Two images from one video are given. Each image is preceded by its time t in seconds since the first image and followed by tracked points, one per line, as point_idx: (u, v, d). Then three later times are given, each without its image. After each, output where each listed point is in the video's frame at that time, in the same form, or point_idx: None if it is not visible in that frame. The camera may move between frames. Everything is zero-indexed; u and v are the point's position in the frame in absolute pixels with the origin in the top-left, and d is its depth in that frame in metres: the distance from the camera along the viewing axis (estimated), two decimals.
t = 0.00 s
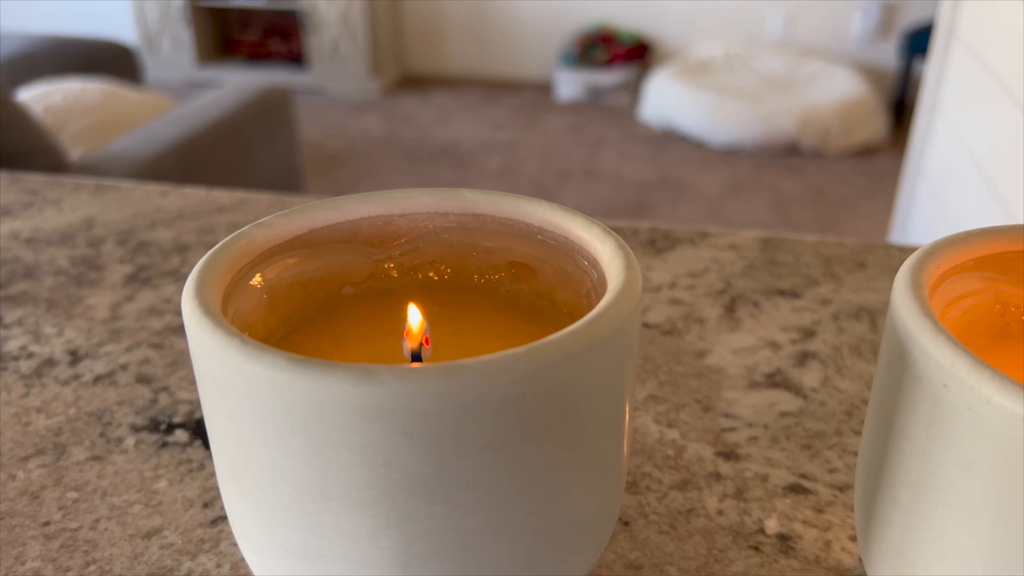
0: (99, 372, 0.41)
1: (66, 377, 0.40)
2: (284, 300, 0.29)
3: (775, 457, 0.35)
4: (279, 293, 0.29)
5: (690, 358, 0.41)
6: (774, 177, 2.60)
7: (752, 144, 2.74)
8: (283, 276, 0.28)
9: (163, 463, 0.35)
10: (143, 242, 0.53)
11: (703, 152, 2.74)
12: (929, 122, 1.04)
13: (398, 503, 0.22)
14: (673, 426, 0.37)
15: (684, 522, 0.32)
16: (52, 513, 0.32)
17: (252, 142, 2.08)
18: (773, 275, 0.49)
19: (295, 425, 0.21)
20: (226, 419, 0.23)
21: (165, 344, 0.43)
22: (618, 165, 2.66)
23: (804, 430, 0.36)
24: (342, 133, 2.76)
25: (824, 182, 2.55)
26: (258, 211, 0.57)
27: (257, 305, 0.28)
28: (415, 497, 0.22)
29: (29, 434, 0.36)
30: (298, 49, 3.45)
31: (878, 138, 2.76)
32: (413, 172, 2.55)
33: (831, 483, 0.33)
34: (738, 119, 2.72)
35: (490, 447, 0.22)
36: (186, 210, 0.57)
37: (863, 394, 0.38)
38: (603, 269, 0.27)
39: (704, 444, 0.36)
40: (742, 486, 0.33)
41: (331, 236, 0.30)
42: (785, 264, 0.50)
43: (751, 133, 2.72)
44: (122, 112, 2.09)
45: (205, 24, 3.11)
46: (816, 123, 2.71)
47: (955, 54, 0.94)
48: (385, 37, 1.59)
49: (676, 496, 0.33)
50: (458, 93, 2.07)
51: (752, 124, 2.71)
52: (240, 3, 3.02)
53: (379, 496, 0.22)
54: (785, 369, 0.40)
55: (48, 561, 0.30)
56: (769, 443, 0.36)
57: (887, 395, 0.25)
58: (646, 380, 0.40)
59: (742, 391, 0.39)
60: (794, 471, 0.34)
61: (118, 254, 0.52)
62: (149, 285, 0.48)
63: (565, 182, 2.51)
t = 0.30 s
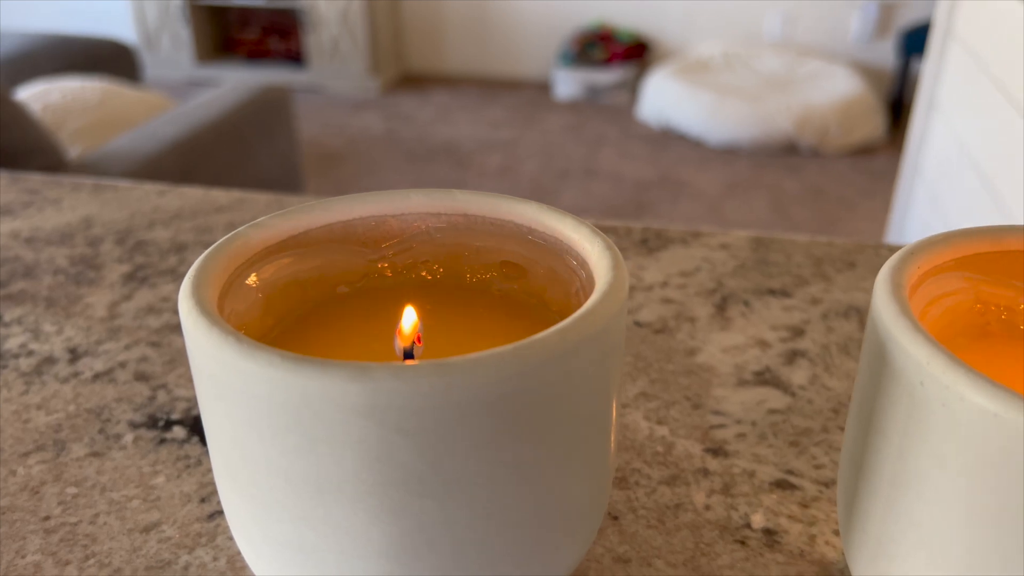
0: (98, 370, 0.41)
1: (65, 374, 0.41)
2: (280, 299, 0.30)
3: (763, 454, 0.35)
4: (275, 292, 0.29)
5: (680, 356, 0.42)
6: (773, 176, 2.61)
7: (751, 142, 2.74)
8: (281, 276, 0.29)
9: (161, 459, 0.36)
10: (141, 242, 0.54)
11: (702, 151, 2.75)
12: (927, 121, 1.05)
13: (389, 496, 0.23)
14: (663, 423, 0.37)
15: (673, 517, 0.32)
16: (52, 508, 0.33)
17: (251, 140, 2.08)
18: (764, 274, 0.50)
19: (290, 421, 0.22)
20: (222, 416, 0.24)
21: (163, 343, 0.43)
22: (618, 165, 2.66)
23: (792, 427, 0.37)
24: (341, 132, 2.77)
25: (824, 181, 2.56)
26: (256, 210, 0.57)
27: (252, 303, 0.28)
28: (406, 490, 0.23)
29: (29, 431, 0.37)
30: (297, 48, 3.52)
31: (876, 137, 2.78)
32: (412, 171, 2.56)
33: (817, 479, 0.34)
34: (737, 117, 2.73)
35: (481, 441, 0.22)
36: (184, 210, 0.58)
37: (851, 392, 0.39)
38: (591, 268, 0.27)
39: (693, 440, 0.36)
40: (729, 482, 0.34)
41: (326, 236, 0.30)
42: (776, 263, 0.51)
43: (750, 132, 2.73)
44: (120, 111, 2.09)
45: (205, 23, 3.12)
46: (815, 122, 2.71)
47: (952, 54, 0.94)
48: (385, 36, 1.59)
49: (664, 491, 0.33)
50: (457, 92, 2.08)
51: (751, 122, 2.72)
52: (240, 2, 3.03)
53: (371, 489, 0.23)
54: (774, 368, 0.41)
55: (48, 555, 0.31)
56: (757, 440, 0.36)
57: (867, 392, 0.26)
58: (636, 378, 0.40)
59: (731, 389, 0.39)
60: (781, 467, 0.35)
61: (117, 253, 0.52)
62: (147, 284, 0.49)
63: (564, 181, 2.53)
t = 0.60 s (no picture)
0: (112, 344, 0.43)
1: (81, 348, 0.43)
2: (288, 268, 0.32)
3: (742, 418, 0.38)
4: (283, 262, 0.31)
5: (666, 331, 0.44)
6: (772, 174, 2.65)
7: (749, 139, 2.80)
8: (287, 246, 0.31)
9: (174, 424, 0.38)
10: (151, 226, 0.56)
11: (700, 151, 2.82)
12: (924, 119, 1.07)
13: (388, 438, 0.25)
14: (648, 390, 0.39)
15: (655, 474, 0.34)
16: (72, 467, 0.35)
17: (252, 138, 2.11)
18: (748, 256, 0.52)
19: (299, 369, 0.24)
20: (235, 366, 0.26)
21: (173, 319, 0.46)
22: (617, 164, 2.76)
23: (770, 394, 0.39)
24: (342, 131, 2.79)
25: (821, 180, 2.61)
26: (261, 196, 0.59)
27: (262, 270, 0.30)
28: (403, 433, 0.25)
29: (49, 398, 0.39)
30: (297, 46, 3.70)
31: (873, 137, 2.81)
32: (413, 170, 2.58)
33: (792, 441, 0.36)
34: (736, 115, 2.80)
35: (471, 387, 0.24)
36: (191, 197, 0.60)
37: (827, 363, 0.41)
38: (576, 236, 0.29)
39: (676, 406, 0.38)
40: (709, 443, 0.36)
41: (329, 209, 0.32)
42: (760, 246, 0.53)
43: (749, 129, 2.80)
44: (122, 109, 2.11)
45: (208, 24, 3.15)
46: (814, 121, 2.76)
47: (949, 53, 0.96)
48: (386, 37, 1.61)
49: (647, 451, 0.36)
50: (458, 92, 2.09)
51: (749, 120, 2.79)
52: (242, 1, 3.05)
53: (373, 432, 0.25)
54: (755, 342, 0.43)
55: (69, 508, 0.33)
56: (737, 406, 0.38)
57: (832, 351, 0.28)
58: (624, 350, 0.42)
59: (713, 360, 0.42)
60: (758, 430, 0.37)
61: (127, 237, 0.55)
62: (157, 266, 0.51)
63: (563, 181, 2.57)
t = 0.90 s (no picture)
0: (121, 326, 0.46)
1: (91, 331, 0.45)
2: (287, 250, 0.34)
3: (713, 395, 0.40)
4: (282, 244, 0.34)
5: (645, 315, 0.46)
6: (772, 173, 2.71)
7: (750, 140, 2.89)
8: (285, 229, 0.33)
9: (179, 400, 0.40)
10: (157, 218, 0.58)
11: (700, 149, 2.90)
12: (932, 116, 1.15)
13: (375, 400, 0.27)
14: (625, 369, 0.42)
15: (629, 445, 0.37)
16: (84, 439, 0.37)
17: (255, 137, 2.14)
18: (727, 246, 0.54)
19: (295, 338, 0.27)
20: (236, 336, 0.28)
21: (178, 304, 0.48)
22: (618, 162, 2.82)
23: (740, 372, 0.41)
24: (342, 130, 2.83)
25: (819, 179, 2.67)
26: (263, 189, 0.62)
27: (264, 250, 0.32)
28: (388, 395, 0.27)
29: (62, 376, 0.42)
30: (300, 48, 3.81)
31: (872, 137, 2.88)
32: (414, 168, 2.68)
33: (757, 415, 0.39)
34: (735, 116, 2.89)
35: (450, 353, 0.27)
36: (196, 190, 0.63)
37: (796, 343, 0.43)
38: (551, 221, 0.32)
39: (651, 383, 0.41)
40: (681, 417, 0.38)
41: (324, 196, 0.35)
42: (738, 237, 0.55)
43: (748, 131, 2.88)
44: (126, 109, 2.14)
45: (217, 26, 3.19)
46: (814, 120, 2.87)
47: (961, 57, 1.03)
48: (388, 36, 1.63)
49: (622, 424, 0.38)
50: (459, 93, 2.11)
51: (748, 121, 2.87)
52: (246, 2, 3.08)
53: (361, 393, 0.27)
54: (729, 325, 0.45)
55: (83, 475, 0.35)
56: (709, 382, 0.41)
57: (785, 325, 0.30)
58: (604, 333, 0.45)
59: (688, 341, 0.44)
60: (728, 405, 0.39)
61: (135, 228, 0.57)
62: (163, 255, 0.54)
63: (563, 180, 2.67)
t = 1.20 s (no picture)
0: (124, 316, 0.49)
1: (96, 320, 0.48)
2: (276, 240, 0.36)
3: (678, 378, 0.42)
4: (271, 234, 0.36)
5: (620, 305, 0.49)
6: (772, 174, 2.75)
7: (750, 141, 2.90)
8: (273, 221, 0.36)
9: (178, 383, 0.43)
10: (159, 215, 0.61)
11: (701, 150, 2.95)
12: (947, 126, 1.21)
13: (352, 376, 0.30)
14: (598, 355, 0.45)
15: (597, 424, 0.39)
16: (89, 417, 0.40)
17: (260, 138, 2.17)
18: (703, 241, 0.56)
19: (277, 318, 0.29)
20: (227, 318, 0.31)
21: (178, 295, 0.51)
22: (620, 163, 2.85)
23: (705, 357, 0.44)
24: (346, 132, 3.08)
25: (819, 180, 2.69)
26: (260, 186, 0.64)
27: (254, 240, 0.35)
28: (363, 371, 0.30)
29: (68, 361, 0.44)
30: (304, 49, 3.77)
31: (873, 137, 2.91)
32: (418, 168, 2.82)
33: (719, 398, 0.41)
34: (737, 116, 2.90)
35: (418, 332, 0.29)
36: (197, 188, 0.66)
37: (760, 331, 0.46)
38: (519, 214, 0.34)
39: (621, 368, 0.43)
40: (647, 399, 0.41)
41: (311, 192, 0.38)
42: (714, 233, 0.58)
43: (750, 130, 2.89)
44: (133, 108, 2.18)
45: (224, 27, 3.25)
46: (814, 121, 2.86)
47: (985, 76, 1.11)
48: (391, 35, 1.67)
49: (592, 405, 0.41)
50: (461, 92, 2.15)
51: (750, 121, 2.88)
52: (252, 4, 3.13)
53: (338, 369, 0.30)
54: (698, 315, 0.48)
55: (87, 451, 0.38)
56: (675, 367, 0.43)
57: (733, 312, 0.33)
58: (580, 322, 0.48)
59: (659, 330, 0.47)
60: (692, 388, 0.42)
61: (138, 224, 0.60)
62: (164, 249, 0.56)
63: (565, 179, 2.74)
